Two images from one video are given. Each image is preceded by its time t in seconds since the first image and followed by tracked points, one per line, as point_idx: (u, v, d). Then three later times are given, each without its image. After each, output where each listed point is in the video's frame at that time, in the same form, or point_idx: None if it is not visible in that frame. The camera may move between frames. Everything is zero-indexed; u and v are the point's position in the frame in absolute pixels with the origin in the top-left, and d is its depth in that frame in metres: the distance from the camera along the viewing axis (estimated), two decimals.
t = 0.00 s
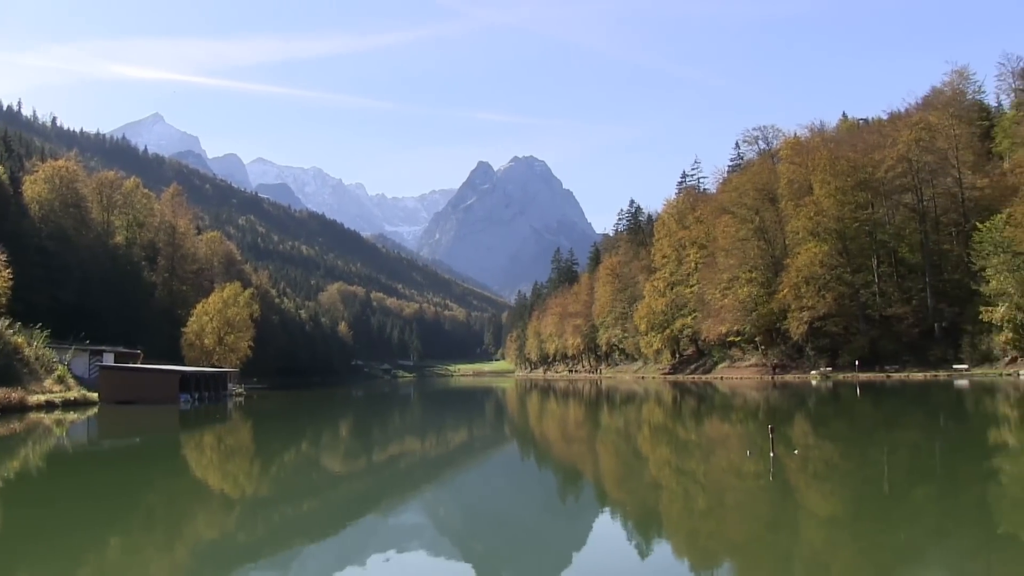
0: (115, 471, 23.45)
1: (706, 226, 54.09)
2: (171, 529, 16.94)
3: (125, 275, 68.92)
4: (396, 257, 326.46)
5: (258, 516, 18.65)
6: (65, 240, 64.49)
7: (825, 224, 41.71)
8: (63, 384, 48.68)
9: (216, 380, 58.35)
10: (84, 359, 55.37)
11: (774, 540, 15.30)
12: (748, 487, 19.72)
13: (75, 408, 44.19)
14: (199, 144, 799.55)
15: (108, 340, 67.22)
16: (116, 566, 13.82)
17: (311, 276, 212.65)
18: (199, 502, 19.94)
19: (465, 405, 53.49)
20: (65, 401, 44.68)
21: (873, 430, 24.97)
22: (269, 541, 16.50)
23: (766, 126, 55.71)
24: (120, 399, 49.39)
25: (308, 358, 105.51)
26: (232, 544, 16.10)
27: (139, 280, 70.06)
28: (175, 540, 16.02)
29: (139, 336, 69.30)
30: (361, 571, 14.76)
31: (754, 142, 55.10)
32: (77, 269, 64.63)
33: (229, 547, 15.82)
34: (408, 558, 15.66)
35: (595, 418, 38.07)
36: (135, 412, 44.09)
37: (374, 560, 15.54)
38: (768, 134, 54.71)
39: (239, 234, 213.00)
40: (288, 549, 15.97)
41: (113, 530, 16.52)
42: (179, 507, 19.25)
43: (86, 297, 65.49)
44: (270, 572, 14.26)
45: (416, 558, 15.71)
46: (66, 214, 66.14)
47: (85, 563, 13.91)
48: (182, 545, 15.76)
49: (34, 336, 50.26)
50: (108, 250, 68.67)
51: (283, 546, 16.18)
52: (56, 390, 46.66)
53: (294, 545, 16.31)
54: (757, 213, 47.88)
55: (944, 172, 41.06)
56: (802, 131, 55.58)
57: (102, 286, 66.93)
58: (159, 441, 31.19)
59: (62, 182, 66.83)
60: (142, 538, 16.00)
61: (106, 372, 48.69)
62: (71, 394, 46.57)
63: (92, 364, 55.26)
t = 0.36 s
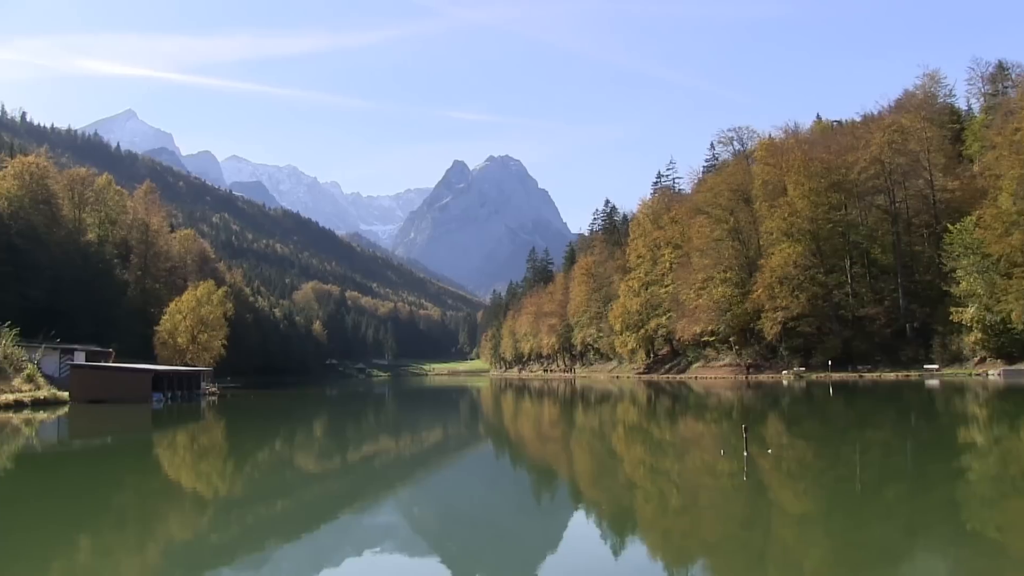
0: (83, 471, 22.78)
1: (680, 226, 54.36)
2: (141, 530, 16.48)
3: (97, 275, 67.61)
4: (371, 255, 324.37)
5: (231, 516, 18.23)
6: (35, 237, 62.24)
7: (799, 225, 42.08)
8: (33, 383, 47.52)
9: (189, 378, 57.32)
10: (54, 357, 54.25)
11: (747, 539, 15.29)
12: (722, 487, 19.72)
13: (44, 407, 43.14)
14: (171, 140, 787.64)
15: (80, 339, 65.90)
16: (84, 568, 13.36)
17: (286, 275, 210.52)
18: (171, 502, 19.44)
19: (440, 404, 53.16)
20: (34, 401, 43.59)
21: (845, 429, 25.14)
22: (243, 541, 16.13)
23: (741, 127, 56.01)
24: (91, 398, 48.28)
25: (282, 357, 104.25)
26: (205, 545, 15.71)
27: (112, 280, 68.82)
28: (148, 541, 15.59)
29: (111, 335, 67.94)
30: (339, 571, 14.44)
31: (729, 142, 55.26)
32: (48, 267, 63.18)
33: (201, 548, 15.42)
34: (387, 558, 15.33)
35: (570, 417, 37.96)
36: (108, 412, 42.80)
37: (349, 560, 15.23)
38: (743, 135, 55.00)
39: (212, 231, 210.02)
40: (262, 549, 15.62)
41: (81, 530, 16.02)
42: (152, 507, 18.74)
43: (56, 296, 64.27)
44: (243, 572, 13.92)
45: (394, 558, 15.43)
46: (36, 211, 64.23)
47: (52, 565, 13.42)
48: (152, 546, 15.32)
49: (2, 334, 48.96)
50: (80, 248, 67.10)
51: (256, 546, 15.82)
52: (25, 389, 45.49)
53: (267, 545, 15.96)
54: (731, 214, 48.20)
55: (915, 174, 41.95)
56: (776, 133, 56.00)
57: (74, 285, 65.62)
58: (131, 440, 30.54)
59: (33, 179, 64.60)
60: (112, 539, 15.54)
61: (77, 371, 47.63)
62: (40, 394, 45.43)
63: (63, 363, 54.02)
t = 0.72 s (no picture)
0: (52, 471, 22.19)
1: (657, 226, 54.62)
2: (114, 529, 16.08)
3: (71, 272, 66.14)
4: (347, 254, 322.17)
5: (207, 516, 17.87)
6: (7, 235, 61.53)
7: (774, 225, 42.46)
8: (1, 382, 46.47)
9: (163, 377, 56.29)
10: (24, 356, 52.99)
11: (722, 538, 15.28)
12: (697, 486, 19.72)
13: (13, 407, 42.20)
14: (145, 134, 776.46)
15: (52, 338, 64.77)
16: (53, 570, 12.96)
17: (261, 273, 208.22)
18: (143, 502, 18.99)
19: (416, 404, 52.77)
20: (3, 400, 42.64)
21: (819, 428, 25.34)
22: (218, 541, 15.81)
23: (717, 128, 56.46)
24: (64, 396, 47.30)
25: (258, 356, 103.01)
26: (180, 545, 15.36)
27: (84, 279, 67.07)
28: (120, 541, 15.21)
29: (83, 333, 66.59)
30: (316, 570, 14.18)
31: (706, 143, 55.73)
32: (19, 265, 62.26)
33: (175, 548, 15.06)
34: (366, 557, 15.12)
35: (546, 416, 37.76)
36: (80, 412, 41.64)
37: (325, 560, 14.98)
38: (720, 135, 55.42)
39: (187, 229, 207.02)
40: (237, 549, 15.32)
41: (50, 531, 15.56)
42: (124, 507, 18.30)
43: (27, 294, 63.27)
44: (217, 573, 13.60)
45: (373, 557, 15.20)
46: (6, 207, 62.89)
47: (21, 568, 13.00)
48: (126, 547, 14.94)
49: None
50: (52, 245, 65.69)
51: (230, 546, 15.52)
52: None
53: (242, 544, 15.65)
54: (707, 214, 48.53)
55: (889, 175, 42.56)
56: (752, 134, 56.52)
57: (46, 283, 64.37)
58: (103, 440, 29.90)
59: (4, 175, 63.07)
60: (83, 540, 15.14)
61: (48, 369, 46.62)
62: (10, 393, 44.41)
63: (34, 362, 52.75)
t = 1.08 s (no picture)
0: (13, 471, 21.49)
1: (628, 226, 54.85)
2: (78, 530, 15.62)
3: (35, 270, 64.38)
4: (318, 252, 319.01)
5: (176, 516, 17.46)
6: None
7: (745, 226, 42.86)
8: None
9: (130, 375, 54.97)
10: None
11: (692, 537, 15.28)
12: (667, 485, 19.74)
13: None
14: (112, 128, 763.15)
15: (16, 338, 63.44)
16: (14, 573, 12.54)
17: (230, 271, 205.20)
18: (109, 502, 18.49)
19: (386, 403, 52.26)
20: None
21: (788, 428, 25.55)
22: (186, 541, 15.43)
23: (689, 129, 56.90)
24: (27, 396, 46.07)
25: (227, 355, 101.46)
26: (147, 546, 14.97)
27: (51, 274, 65.41)
28: (85, 542, 14.80)
29: (48, 332, 64.97)
30: (288, 570, 13.92)
31: (678, 144, 56.15)
32: None
33: (142, 549, 14.68)
34: (338, 558, 14.88)
35: (517, 416, 37.64)
36: (44, 412, 40.16)
37: (295, 559, 14.73)
38: (691, 136, 55.84)
39: (156, 226, 203.39)
40: (205, 549, 14.98)
41: (12, 533, 15.06)
42: (89, 507, 17.82)
43: None
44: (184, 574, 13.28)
45: (346, 557, 14.98)
46: None
47: None
48: (91, 548, 14.53)
49: None
50: (16, 241, 63.79)
51: (199, 547, 15.16)
52: None
53: (211, 544, 15.31)
54: (679, 215, 48.82)
55: (859, 177, 43.20)
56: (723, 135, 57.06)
57: (9, 281, 62.83)
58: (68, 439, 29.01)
59: None
60: (46, 541, 14.71)
61: (10, 368, 45.21)
62: None
63: None
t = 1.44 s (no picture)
0: None
1: (598, 226, 54.97)
2: (40, 531, 15.09)
3: None
4: (287, 250, 315.10)
5: (143, 517, 16.98)
6: None
7: (715, 226, 43.19)
8: None
9: (96, 374, 53.63)
10: None
11: (661, 536, 15.22)
12: (636, 485, 19.68)
13: None
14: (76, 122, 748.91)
15: None
16: None
17: (199, 268, 201.68)
18: (73, 502, 17.91)
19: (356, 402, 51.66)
20: None
21: (756, 428, 25.71)
22: (150, 542, 14.99)
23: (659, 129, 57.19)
24: None
25: (196, 353, 99.55)
26: (113, 547, 14.53)
27: (13, 271, 62.80)
28: (47, 543, 14.32)
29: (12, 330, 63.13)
30: (257, 570, 13.59)
31: (649, 144, 56.41)
32: None
33: (108, 550, 14.25)
34: (309, 557, 14.57)
35: (487, 415, 37.40)
36: (8, 412, 38.77)
37: (263, 558, 14.41)
38: (662, 137, 56.15)
39: (123, 223, 199.26)
40: (171, 549, 14.59)
41: None
42: (52, 507, 17.26)
43: None
44: None
45: (316, 556, 14.68)
46: None
47: None
48: (53, 549, 14.04)
49: None
50: None
51: (165, 547, 14.74)
52: None
53: (177, 545, 14.91)
54: (649, 215, 49.02)
55: (828, 179, 43.83)
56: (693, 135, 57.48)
57: None
58: (30, 440, 27.96)
59: None
60: (7, 542, 14.20)
61: None
62: None
63: None
